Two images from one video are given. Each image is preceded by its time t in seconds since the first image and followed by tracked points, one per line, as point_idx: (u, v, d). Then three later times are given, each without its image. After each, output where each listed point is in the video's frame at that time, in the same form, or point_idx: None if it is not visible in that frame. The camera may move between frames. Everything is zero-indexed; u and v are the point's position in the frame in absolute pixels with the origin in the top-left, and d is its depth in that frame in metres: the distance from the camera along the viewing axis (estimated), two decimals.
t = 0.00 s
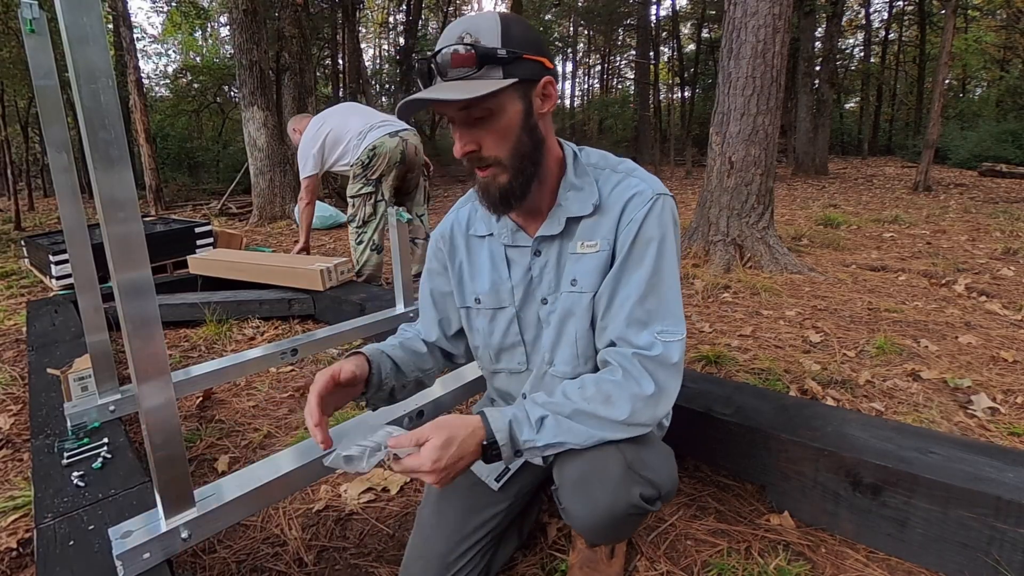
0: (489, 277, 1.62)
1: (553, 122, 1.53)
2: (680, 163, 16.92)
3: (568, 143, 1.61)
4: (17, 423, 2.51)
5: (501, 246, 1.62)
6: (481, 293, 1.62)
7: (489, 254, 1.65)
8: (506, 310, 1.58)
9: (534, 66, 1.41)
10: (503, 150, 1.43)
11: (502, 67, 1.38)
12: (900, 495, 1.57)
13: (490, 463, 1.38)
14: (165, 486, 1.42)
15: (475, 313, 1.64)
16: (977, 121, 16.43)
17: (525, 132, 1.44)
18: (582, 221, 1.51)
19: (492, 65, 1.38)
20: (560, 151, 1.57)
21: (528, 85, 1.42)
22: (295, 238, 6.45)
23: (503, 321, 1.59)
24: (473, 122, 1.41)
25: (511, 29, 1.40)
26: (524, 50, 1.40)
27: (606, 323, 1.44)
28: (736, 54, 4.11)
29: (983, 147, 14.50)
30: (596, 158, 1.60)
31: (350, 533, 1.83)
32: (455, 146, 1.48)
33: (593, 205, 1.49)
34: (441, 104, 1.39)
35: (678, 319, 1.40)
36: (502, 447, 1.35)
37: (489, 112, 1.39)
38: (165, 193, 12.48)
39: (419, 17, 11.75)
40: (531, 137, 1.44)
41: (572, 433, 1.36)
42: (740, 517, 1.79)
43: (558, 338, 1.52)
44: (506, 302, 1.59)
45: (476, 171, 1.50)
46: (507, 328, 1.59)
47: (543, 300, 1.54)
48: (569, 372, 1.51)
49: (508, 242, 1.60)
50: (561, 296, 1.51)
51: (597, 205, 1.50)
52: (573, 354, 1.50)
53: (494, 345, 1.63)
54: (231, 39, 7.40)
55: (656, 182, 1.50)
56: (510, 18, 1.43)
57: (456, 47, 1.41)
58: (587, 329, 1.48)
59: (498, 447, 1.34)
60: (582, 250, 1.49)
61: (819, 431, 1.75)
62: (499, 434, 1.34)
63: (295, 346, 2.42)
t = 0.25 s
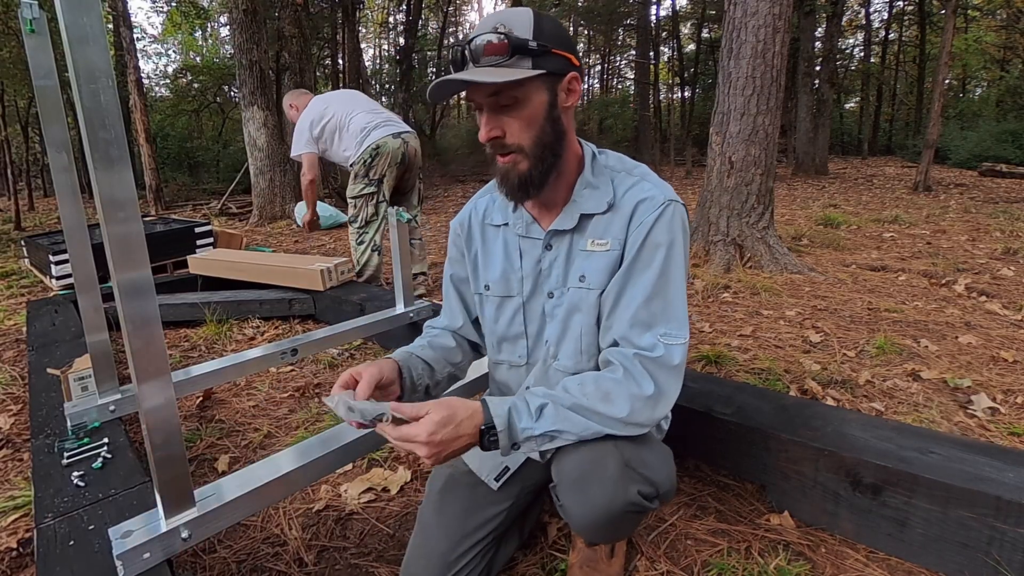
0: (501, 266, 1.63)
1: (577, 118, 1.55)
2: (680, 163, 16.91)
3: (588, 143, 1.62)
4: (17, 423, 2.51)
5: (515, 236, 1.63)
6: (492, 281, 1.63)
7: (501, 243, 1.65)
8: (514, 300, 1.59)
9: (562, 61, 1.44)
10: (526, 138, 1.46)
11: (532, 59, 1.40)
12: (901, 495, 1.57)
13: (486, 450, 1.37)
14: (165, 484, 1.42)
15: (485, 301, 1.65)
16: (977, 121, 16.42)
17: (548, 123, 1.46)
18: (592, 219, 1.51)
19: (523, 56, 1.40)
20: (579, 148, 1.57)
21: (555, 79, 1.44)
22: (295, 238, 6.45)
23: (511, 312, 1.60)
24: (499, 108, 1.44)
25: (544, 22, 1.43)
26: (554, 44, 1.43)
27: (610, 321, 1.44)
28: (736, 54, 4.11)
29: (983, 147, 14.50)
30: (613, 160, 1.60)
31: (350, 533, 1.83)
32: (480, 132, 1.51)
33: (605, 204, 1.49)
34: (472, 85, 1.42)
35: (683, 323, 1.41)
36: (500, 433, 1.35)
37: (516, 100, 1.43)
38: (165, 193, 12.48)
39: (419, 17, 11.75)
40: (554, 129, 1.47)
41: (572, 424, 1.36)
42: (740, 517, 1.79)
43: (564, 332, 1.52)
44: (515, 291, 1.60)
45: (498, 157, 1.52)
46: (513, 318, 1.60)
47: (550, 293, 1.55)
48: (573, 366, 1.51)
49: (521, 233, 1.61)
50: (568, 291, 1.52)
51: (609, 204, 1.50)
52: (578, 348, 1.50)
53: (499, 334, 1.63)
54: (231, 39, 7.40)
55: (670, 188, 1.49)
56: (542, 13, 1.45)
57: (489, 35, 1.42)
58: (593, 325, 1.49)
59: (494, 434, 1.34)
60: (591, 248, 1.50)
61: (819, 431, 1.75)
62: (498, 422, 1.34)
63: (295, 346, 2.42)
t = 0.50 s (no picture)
0: (507, 264, 1.63)
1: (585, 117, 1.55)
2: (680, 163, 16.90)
3: (593, 143, 1.63)
4: (17, 423, 2.51)
5: (520, 235, 1.62)
6: (497, 279, 1.64)
7: (506, 243, 1.66)
8: (520, 297, 1.59)
9: (572, 62, 1.44)
10: (536, 135, 1.46)
11: (543, 58, 1.41)
12: (900, 495, 1.57)
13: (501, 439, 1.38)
14: (165, 483, 1.42)
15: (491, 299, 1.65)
16: (977, 121, 16.42)
17: (559, 121, 1.46)
18: (599, 217, 1.51)
19: (534, 55, 1.40)
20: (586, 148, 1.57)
21: (565, 79, 1.44)
22: (295, 238, 6.45)
23: (517, 309, 1.60)
24: (510, 105, 1.44)
25: (555, 24, 1.43)
26: (565, 45, 1.43)
27: (618, 319, 1.44)
28: (736, 54, 4.11)
29: (983, 147, 14.49)
30: (618, 160, 1.60)
31: (350, 533, 1.83)
32: (491, 130, 1.52)
33: (612, 202, 1.50)
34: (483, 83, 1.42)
35: (690, 320, 1.41)
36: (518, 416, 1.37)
37: (527, 98, 1.43)
38: (165, 193, 12.48)
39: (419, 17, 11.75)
40: (563, 127, 1.47)
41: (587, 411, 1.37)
42: (740, 517, 1.79)
43: (571, 329, 1.52)
44: (521, 289, 1.60)
45: (507, 155, 1.52)
46: (519, 316, 1.60)
47: (556, 291, 1.55)
48: (580, 365, 1.51)
49: (526, 231, 1.61)
50: (575, 289, 1.52)
51: (615, 202, 1.50)
52: (586, 345, 1.50)
53: (505, 332, 1.63)
54: (231, 39, 7.40)
55: (674, 188, 1.50)
56: (553, 15, 1.45)
57: (502, 35, 1.41)
58: (601, 323, 1.48)
59: (513, 418, 1.37)
60: (599, 246, 1.50)
61: (819, 431, 1.75)
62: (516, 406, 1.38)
63: (295, 346, 2.42)
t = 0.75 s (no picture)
0: (508, 263, 1.63)
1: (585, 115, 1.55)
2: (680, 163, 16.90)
3: (593, 143, 1.63)
4: (17, 423, 2.51)
5: (521, 233, 1.62)
6: (498, 278, 1.64)
7: (506, 241, 1.66)
8: (520, 296, 1.60)
9: (570, 60, 1.44)
10: (537, 134, 1.46)
11: (542, 57, 1.40)
12: (900, 495, 1.57)
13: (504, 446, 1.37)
14: (165, 482, 1.42)
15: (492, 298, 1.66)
16: (977, 121, 16.42)
17: (559, 120, 1.46)
18: (599, 215, 1.51)
19: (533, 54, 1.40)
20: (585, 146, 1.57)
21: (564, 77, 1.44)
22: (295, 238, 6.45)
23: (518, 308, 1.60)
24: (509, 105, 1.45)
25: (554, 24, 1.43)
26: (563, 44, 1.43)
27: (618, 318, 1.44)
28: (736, 54, 4.11)
29: (983, 147, 14.49)
30: (617, 160, 1.61)
31: (350, 533, 1.83)
32: (492, 130, 1.52)
33: (612, 200, 1.50)
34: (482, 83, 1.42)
35: (690, 318, 1.41)
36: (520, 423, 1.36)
37: (526, 96, 1.43)
38: (165, 192, 12.48)
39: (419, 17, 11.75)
40: (563, 126, 1.47)
41: (591, 414, 1.36)
42: (740, 517, 1.79)
43: (571, 327, 1.52)
44: (522, 288, 1.60)
45: (509, 155, 1.52)
46: (519, 314, 1.60)
47: (556, 289, 1.55)
48: (581, 364, 1.51)
49: (527, 230, 1.61)
50: (576, 287, 1.52)
51: (615, 201, 1.50)
52: (586, 344, 1.50)
53: (505, 330, 1.63)
54: (231, 39, 7.40)
55: (673, 188, 1.50)
56: (551, 16, 1.45)
57: (500, 36, 1.42)
58: (601, 321, 1.48)
59: (513, 427, 1.35)
60: (599, 245, 1.50)
61: (819, 431, 1.75)
62: (517, 414, 1.36)
63: (295, 346, 2.42)
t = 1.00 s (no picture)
0: (506, 262, 1.63)
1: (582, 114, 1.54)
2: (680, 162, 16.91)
3: (593, 142, 1.62)
4: (17, 423, 2.51)
5: (519, 232, 1.63)
6: (497, 276, 1.64)
7: (504, 240, 1.67)
8: (519, 294, 1.60)
9: (565, 59, 1.44)
10: (533, 134, 1.46)
11: (536, 58, 1.40)
12: (900, 495, 1.57)
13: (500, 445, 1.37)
14: (164, 482, 1.42)
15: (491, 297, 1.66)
16: (977, 121, 16.43)
17: (555, 119, 1.46)
18: (596, 213, 1.51)
19: (527, 54, 1.40)
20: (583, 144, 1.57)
21: (559, 76, 1.44)
22: (295, 238, 6.45)
23: (516, 307, 1.61)
24: (505, 105, 1.45)
25: (548, 24, 1.43)
26: (558, 44, 1.43)
27: (616, 318, 1.44)
28: (735, 54, 4.11)
29: (983, 147, 14.49)
30: (615, 159, 1.60)
31: (350, 533, 1.83)
32: (490, 130, 1.52)
33: (609, 199, 1.50)
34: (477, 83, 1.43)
35: (689, 317, 1.40)
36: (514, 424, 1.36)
37: (522, 96, 1.43)
38: (165, 192, 12.48)
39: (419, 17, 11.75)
40: (560, 124, 1.47)
41: (586, 416, 1.37)
42: (740, 517, 1.79)
43: (569, 326, 1.52)
44: (520, 286, 1.60)
45: (506, 154, 1.53)
46: (517, 313, 1.61)
47: (554, 288, 1.55)
48: (579, 364, 1.51)
49: (525, 229, 1.61)
50: (574, 286, 1.52)
51: (613, 199, 1.50)
52: (584, 343, 1.50)
53: (503, 328, 1.64)
54: (231, 39, 7.41)
55: (671, 187, 1.50)
56: (545, 16, 1.45)
57: (495, 38, 1.43)
58: (598, 320, 1.49)
59: (507, 428, 1.35)
60: (597, 245, 1.50)
61: (819, 431, 1.75)
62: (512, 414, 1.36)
63: (295, 346, 2.42)
